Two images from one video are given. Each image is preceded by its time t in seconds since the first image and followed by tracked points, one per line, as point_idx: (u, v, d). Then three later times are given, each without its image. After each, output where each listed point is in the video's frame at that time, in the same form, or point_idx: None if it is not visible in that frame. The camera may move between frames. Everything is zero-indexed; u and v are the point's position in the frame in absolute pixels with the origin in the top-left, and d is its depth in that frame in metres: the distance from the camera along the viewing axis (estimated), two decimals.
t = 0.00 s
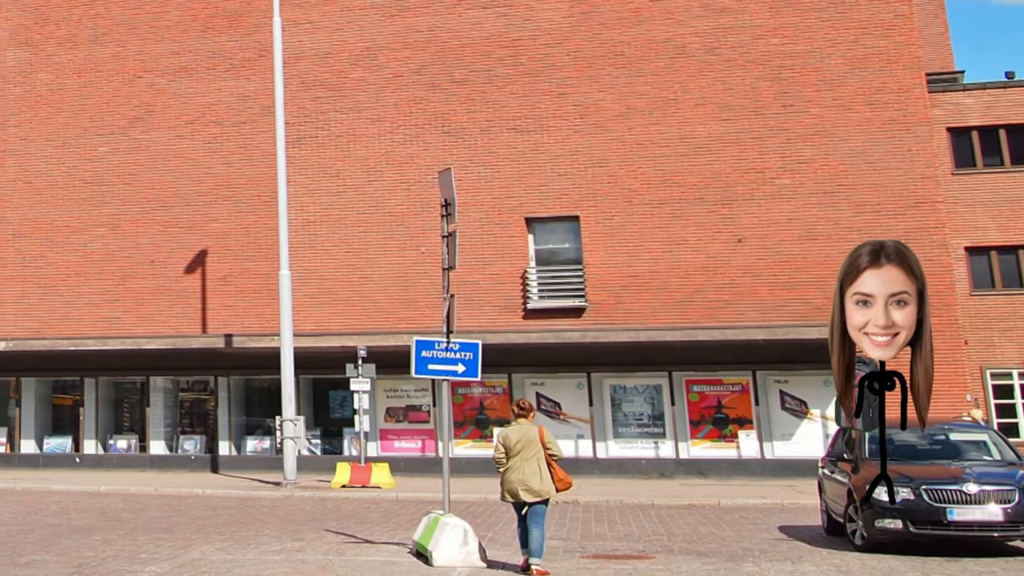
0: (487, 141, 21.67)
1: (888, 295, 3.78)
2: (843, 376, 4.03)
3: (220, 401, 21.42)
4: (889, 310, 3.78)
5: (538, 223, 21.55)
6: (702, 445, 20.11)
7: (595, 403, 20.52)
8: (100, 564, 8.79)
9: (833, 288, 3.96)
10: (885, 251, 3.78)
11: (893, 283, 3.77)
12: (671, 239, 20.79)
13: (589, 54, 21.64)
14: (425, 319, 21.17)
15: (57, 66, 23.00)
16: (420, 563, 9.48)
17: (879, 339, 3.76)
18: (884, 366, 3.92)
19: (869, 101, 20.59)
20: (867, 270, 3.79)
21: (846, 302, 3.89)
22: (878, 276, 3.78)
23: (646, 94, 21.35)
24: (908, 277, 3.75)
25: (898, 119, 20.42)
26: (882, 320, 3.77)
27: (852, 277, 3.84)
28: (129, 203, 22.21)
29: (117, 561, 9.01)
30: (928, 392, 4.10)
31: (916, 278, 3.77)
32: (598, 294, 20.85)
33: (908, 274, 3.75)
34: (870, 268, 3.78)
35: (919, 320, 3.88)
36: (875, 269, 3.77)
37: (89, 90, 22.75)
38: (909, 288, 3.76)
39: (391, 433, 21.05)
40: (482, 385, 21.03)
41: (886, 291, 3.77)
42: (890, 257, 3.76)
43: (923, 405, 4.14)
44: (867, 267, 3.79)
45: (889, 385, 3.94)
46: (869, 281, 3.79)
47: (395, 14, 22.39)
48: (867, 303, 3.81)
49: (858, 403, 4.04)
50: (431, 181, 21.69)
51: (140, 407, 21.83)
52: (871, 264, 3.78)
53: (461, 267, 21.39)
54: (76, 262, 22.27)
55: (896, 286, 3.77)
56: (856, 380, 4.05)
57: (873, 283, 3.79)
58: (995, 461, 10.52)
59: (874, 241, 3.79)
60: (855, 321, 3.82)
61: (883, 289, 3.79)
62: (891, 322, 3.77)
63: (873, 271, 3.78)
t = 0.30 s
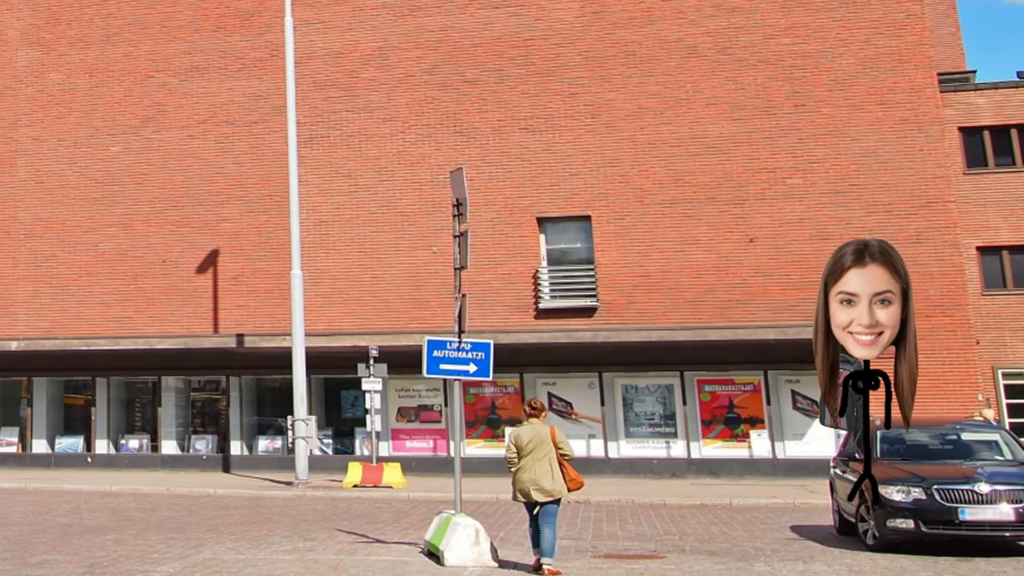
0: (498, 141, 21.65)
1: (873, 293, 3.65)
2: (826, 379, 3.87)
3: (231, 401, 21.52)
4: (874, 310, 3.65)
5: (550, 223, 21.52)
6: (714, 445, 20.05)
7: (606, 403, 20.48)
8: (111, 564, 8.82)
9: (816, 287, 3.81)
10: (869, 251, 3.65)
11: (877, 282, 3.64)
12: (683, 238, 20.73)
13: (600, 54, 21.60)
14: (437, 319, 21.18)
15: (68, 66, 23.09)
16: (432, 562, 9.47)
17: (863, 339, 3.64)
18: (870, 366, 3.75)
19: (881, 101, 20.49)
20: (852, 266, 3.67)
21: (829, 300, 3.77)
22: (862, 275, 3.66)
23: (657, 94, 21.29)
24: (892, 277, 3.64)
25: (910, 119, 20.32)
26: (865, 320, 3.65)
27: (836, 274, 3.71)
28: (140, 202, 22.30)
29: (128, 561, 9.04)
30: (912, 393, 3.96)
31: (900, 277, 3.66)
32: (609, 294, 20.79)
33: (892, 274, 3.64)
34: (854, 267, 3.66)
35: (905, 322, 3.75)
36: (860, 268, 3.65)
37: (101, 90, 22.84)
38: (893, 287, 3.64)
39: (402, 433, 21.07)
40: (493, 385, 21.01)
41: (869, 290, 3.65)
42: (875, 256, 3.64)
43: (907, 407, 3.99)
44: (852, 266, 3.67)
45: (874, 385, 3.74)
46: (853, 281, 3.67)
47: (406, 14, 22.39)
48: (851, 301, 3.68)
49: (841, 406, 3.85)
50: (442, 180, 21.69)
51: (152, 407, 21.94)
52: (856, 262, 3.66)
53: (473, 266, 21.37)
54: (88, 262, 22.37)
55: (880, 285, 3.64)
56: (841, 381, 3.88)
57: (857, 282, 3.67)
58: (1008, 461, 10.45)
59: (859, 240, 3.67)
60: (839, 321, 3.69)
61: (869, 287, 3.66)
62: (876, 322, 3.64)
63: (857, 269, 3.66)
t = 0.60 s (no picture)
0: (510, 141, 21.62)
1: (858, 292, 3.23)
2: (810, 377, 3.47)
3: (243, 400, 21.61)
4: (858, 309, 3.23)
5: (561, 222, 21.49)
6: (726, 445, 19.99)
7: (618, 402, 20.45)
8: (122, 564, 8.85)
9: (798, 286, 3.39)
10: (855, 248, 3.23)
11: (862, 280, 3.22)
12: (695, 238, 20.66)
13: (612, 54, 21.56)
14: (448, 319, 21.19)
15: (80, 65, 23.18)
16: (444, 562, 9.46)
17: (847, 339, 3.22)
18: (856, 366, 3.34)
19: (893, 101, 20.39)
20: (836, 265, 3.25)
21: (812, 298, 3.34)
22: (847, 273, 3.23)
23: (669, 94, 21.24)
24: (879, 274, 3.21)
25: (922, 118, 20.23)
26: (850, 319, 3.22)
27: (819, 272, 3.29)
28: (152, 202, 22.39)
29: (140, 560, 9.08)
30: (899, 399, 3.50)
31: (887, 275, 3.22)
32: (621, 294, 20.73)
33: (879, 271, 3.21)
34: (838, 265, 3.25)
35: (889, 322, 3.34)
36: (844, 266, 3.24)
37: (113, 90, 22.93)
38: (880, 286, 3.21)
39: (414, 432, 21.10)
40: (505, 385, 20.99)
41: (854, 289, 3.23)
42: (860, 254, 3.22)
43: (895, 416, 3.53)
44: (835, 264, 3.25)
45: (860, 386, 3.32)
46: (838, 279, 3.24)
47: (418, 14, 22.39)
48: (834, 300, 3.26)
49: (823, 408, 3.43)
50: (454, 180, 21.69)
51: (163, 406, 22.05)
52: (840, 261, 3.24)
53: (484, 266, 21.34)
54: (99, 262, 22.45)
55: (866, 284, 3.22)
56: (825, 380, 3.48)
57: (842, 281, 3.25)
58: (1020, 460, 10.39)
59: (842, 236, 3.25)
60: (821, 322, 3.26)
61: (854, 285, 3.24)
62: (860, 321, 3.22)
63: (842, 267, 3.24)
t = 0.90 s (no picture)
0: (522, 140, 21.59)
1: (842, 292, 3.25)
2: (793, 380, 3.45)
3: (255, 400, 21.69)
4: (842, 309, 3.25)
5: (573, 222, 21.44)
6: (737, 444, 19.94)
7: (629, 402, 20.42)
8: (134, 564, 8.88)
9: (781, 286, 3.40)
10: (838, 248, 3.26)
11: (846, 280, 3.24)
12: (706, 237, 20.60)
13: (624, 54, 21.52)
14: (460, 318, 21.20)
15: (92, 65, 23.25)
16: (455, 562, 9.46)
17: (831, 337, 3.25)
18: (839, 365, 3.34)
19: (904, 101, 20.30)
20: (820, 265, 3.26)
21: (795, 297, 3.36)
22: (830, 273, 3.25)
23: (681, 93, 21.18)
24: (863, 274, 3.23)
25: (933, 118, 20.15)
26: (834, 318, 3.25)
27: (802, 272, 3.30)
28: (163, 202, 22.44)
29: (152, 560, 9.11)
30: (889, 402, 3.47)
31: (872, 274, 3.25)
32: (633, 293, 20.67)
33: (862, 272, 3.23)
34: (821, 265, 3.26)
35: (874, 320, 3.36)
36: (828, 266, 3.25)
37: (125, 90, 23.00)
38: (864, 285, 3.24)
39: (426, 432, 21.12)
40: (517, 384, 20.97)
41: (838, 288, 3.25)
42: (843, 253, 3.25)
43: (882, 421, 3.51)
44: (819, 263, 3.27)
45: (843, 385, 3.33)
46: (822, 279, 3.26)
47: (430, 13, 22.37)
48: (819, 299, 3.28)
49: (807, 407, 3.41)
50: (466, 180, 21.69)
51: (175, 406, 22.14)
52: (823, 260, 3.26)
53: (496, 266, 21.32)
54: (110, 261, 22.50)
55: (849, 283, 3.24)
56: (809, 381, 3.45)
57: (826, 280, 3.26)
58: None
59: (826, 235, 3.27)
60: (806, 320, 3.29)
61: (837, 285, 3.26)
62: (844, 320, 3.24)
63: (826, 267, 3.25)
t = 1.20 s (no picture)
0: (534, 140, 21.57)
1: (826, 291, 3.57)
2: (780, 374, 3.77)
3: (266, 400, 21.79)
4: (826, 308, 3.58)
5: (585, 221, 21.40)
6: (749, 444, 19.89)
7: (641, 402, 20.40)
8: (146, 563, 8.92)
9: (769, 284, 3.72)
10: (822, 247, 3.58)
11: (829, 280, 3.56)
12: (718, 237, 20.54)
13: (635, 53, 21.47)
14: (472, 318, 21.20)
15: (104, 65, 23.33)
16: (467, 562, 9.45)
17: (816, 335, 3.58)
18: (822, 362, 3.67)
19: (916, 100, 20.23)
20: (804, 265, 3.59)
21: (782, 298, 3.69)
22: (815, 272, 3.57)
23: (692, 93, 21.13)
24: (844, 274, 3.55)
25: (944, 118, 20.07)
26: (818, 317, 3.58)
27: (788, 272, 3.62)
28: (175, 202, 22.51)
29: (164, 560, 9.16)
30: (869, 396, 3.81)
31: (854, 273, 3.58)
32: (644, 293, 20.60)
33: (844, 272, 3.55)
34: (806, 265, 3.58)
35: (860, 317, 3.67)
36: (812, 265, 3.57)
37: (136, 90, 23.08)
38: (847, 284, 3.56)
39: (437, 432, 21.15)
40: (528, 384, 20.96)
41: (822, 287, 3.57)
42: (828, 253, 3.57)
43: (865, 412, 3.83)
44: (804, 263, 3.59)
45: (827, 381, 3.68)
46: (807, 278, 3.58)
47: (442, 13, 22.36)
48: (804, 299, 3.60)
49: (794, 402, 3.73)
50: (478, 179, 21.68)
51: (186, 406, 22.25)
52: (807, 260, 3.58)
53: (507, 266, 21.31)
54: (122, 261, 22.57)
55: (833, 282, 3.56)
56: (794, 375, 3.78)
57: (810, 280, 3.58)
58: None
59: (811, 237, 3.59)
60: (791, 319, 3.62)
61: (821, 284, 3.58)
62: (828, 319, 3.57)
63: (810, 266, 3.58)
